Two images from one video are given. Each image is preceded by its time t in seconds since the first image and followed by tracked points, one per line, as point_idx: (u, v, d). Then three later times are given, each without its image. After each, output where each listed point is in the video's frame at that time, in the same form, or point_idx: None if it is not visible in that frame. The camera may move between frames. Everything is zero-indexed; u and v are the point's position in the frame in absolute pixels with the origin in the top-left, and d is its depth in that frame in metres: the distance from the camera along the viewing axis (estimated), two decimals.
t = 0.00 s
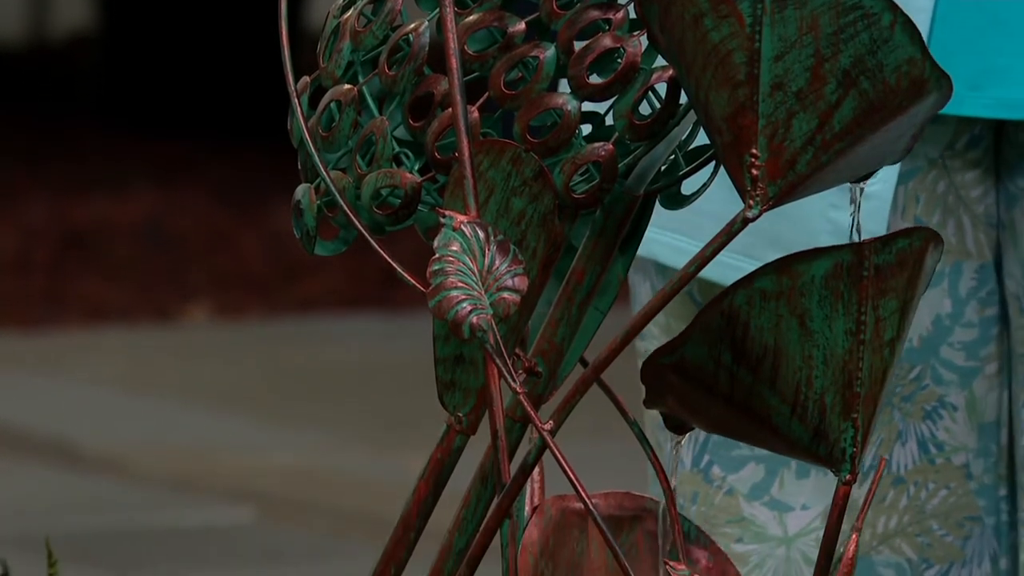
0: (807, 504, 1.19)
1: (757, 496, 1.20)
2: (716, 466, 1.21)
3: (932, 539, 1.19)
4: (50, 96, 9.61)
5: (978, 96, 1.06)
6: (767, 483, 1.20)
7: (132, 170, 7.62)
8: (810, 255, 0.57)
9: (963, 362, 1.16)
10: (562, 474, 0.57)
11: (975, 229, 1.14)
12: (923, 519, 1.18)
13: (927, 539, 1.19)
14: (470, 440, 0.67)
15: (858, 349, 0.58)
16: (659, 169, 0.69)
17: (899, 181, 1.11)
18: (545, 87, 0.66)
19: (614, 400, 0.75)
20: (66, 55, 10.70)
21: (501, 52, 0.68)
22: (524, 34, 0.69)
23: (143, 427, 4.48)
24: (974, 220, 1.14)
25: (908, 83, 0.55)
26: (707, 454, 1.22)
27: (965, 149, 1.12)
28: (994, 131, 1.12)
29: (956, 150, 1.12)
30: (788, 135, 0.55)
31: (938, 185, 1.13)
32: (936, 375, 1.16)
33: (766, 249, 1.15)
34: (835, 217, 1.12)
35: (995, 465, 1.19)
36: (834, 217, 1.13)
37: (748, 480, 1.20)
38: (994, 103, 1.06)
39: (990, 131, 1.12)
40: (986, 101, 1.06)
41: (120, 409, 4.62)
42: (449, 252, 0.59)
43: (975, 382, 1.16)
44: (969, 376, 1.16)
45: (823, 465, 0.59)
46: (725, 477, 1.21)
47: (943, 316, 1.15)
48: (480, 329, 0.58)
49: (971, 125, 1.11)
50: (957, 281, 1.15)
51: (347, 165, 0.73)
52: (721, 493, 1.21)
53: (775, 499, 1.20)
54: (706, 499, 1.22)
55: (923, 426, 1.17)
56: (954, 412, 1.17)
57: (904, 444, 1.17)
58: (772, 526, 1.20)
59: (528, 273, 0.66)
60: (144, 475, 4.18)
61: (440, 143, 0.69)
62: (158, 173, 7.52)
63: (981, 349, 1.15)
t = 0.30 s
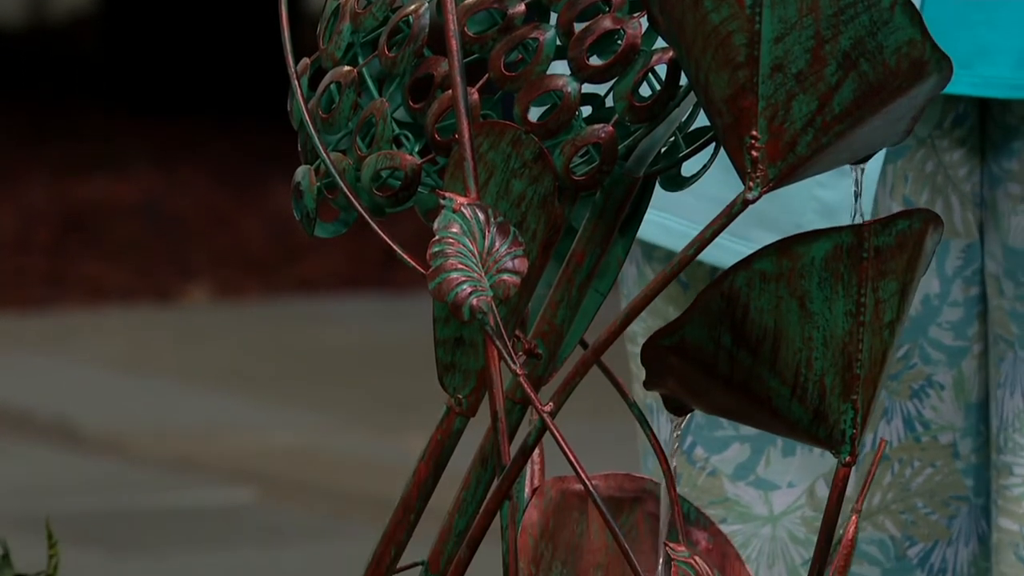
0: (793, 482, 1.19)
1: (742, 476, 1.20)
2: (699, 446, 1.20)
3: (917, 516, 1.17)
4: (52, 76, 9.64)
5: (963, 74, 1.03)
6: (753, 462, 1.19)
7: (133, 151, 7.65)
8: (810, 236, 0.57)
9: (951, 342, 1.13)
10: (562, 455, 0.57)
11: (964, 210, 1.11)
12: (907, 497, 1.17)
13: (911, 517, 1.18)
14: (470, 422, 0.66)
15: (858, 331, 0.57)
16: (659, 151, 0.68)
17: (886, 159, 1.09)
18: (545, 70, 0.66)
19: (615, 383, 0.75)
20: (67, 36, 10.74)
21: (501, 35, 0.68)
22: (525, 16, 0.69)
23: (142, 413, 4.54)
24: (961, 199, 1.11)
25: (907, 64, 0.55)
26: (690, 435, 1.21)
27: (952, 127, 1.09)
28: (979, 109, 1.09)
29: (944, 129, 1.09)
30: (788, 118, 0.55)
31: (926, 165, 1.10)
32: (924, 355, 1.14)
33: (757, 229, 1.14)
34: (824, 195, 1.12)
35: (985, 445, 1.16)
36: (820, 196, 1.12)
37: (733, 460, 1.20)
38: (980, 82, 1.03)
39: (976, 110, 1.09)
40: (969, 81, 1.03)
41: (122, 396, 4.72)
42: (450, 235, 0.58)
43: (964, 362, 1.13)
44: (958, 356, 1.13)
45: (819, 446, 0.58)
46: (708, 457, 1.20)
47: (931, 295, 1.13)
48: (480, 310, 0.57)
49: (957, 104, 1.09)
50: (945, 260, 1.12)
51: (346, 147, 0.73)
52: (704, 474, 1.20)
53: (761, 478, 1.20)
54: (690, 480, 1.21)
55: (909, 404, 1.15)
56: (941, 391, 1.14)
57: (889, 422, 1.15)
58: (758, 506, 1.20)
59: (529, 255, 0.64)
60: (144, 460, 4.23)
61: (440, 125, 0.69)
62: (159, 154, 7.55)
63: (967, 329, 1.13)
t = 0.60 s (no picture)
0: (796, 461, 1.19)
1: (745, 455, 1.20)
2: (702, 425, 1.21)
3: (920, 496, 1.17)
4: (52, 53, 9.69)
5: (965, 53, 1.03)
6: (756, 441, 1.20)
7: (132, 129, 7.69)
8: (811, 215, 0.55)
9: (952, 320, 1.14)
10: (562, 435, 0.57)
11: (964, 186, 1.11)
12: (911, 476, 1.17)
13: (915, 496, 1.17)
14: (471, 402, 0.66)
15: (857, 312, 0.55)
16: (659, 132, 0.68)
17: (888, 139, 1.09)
18: (545, 50, 0.65)
19: (614, 363, 0.75)
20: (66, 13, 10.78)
21: (500, 15, 0.68)
22: None
23: (143, 397, 4.56)
24: (962, 176, 1.11)
25: (908, 44, 0.54)
26: (693, 415, 1.22)
27: (952, 105, 1.10)
28: (979, 86, 1.10)
29: (944, 106, 1.10)
30: (788, 97, 0.54)
31: (927, 143, 1.11)
32: (926, 333, 1.14)
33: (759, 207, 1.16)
34: (830, 172, 1.13)
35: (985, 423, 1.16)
36: (827, 173, 1.13)
37: (736, 439, 1.20)
38: (983, 60, 1.02)
39: (975, 88, 1.09)
40: (971, 60, 1.03)
41: (123, 382, 4.74)
42: (450, 214, 0.58)
43: (965, 339, 1.14)
44: (958, 334, 1.14)
45: (820, 427, 0.57)
46: (711, 436, 1.20)
47: (932, 274, 1.13)
48: (480, 291, 0.57)
49: (957, 82, 1.09)
50: (945, 238, 1.12)
51: (348, 127, 0.72)
52: (707, 453, 1.21)
53: (763, 457, 1.20)
54: (692, 459, 1.21)
55: (912, 382, 1.15)
56: (942, 368, 1.15)
57: (891, 400, 1.15)
58: (760, 485, 1.20)
59: (528, 235, 0.64)
60: (144, 439, 4.24)
61: (440, 106, 0.68)
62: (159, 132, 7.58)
63: (967, 307, 1.13)
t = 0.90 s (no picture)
0: (792, 441, 1.19)
1: (742, 435, 1.20)
2: (699, 405, 1.21)
3: (915, 475, 1.18)
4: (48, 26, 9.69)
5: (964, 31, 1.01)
6: (752, 421, 1.20)
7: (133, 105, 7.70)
8: (810, 196, 0.55)
9: (949, 299, 1.13)
10: (562, 416, 0.57)
11: (960, 166, 1.10)
12: (907, 455, 1.18)
13: (911, 475, 1.18)
14: (471, 382, 0.65)
15: (858, 292, 0.55)
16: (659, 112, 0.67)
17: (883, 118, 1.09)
18: (545, 29, 0.64)
19: (613, 343, 0.75)
20: None
21: None
22: None
23: (142, 379, 4.57)
24: (958, 155, 1.10)
25: (908, 26, 0.54)
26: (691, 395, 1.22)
27: (948, 84, 1.08)
28: (974, 64, 1.08)
29: (939, 85, 1.08)
30: (788, 78, 0.54)
31: (922, 122, 1.10)
32: (921, 312, 1.14)
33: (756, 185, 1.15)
34: (824, 152, 1.12)
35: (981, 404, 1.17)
36: (821, 152, 1.12)
37: (733, 419, 1.20)
38: (983, 37, 1.01)
39: (972, 65, 1.08)
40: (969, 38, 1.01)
41: (122, 364, 4.75)
42: (450, 195, 0.57)
43: (962, 319, 1.14)
44: (955, 312, 1.14)
45: (820, 406, 0.57)
46: (708, 416, 1.21)
47: (929, 253, 1.12)
48: (480, 272, 0.56)
49: (953, 61, 1.07)
50: (941, 218, 1.11)
51: (347, 107, 0.72)
52: (704, 432, 1.21)
53: (759, 437, 1.20)
54: (689, 439, 1.22)
55: (908, 361, 1.15)
56: (939, 348, 1.15)
57: (888, 379, 1.16)
58: (757, 465, 1.20)
59: (528, 216, 0.62)
60: (143, 421, 4.25)
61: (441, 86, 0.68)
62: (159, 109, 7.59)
63: (964, 286, 1.13)
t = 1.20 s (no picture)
0: (779, 422, 1.18)
1: (729, 417, 1.19)
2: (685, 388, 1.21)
3: (904, 456, 1.16)
4: None
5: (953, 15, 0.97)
6: (739, 403, 1.19)
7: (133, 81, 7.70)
8: (810, 174, 0.54)
9: (937, 280, 1.10)
10: (562, 394, 0.57)
11: (948, 148, 1.06)
12: (895, 436, 1.15)
13: (899, 456, 1.16)
14: (471, 360, 0.65)
15: (857, 271, 0.54)
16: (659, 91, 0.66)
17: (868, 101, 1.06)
18: (545, 8, 0.64)
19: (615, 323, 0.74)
20: None
21: None
22: None
23: (143, 357, 4.59)
24: (945, 138, 1.06)
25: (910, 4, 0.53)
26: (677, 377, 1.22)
27: (934, 66, 1.05)
28: (961, 46, 1.05)
29: (925, 67, 1.05)
30: (788, 57, 0.53)
31: (909, 104, 1.06)
32: (909, 293, 1.11)
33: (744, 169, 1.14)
34: (811, 133, 1.12)
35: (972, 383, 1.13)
36: (809, 134, 1.12)
37: (719, 401, 1.19)
38: (972, 20, 0.97)
39: (959, 48, 1.05)
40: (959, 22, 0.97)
41: (124, 343, 4.76)
42: (450, 174, 0.57)
43: (951, 299, 1.11)
44: (945, 293, 1.11)
45: (820, 386, 0.56)
46: (694, 399, 1.20)
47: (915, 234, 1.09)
48: (481, 250, 0.56)
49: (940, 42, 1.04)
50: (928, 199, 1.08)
51: (348, 87, 0.72)
52: (690, 415, 1.21)
53: (747, 419, 1.19)
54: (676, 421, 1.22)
55: (897, 343, 1.13)
56: (928, 330, 1.12)
57: (876, 360, 1.13)
58: (744, 446, 1.19)
59: (528, 195, 0.62)
60: (143, 398, 4.26)
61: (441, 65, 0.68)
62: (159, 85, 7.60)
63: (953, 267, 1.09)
